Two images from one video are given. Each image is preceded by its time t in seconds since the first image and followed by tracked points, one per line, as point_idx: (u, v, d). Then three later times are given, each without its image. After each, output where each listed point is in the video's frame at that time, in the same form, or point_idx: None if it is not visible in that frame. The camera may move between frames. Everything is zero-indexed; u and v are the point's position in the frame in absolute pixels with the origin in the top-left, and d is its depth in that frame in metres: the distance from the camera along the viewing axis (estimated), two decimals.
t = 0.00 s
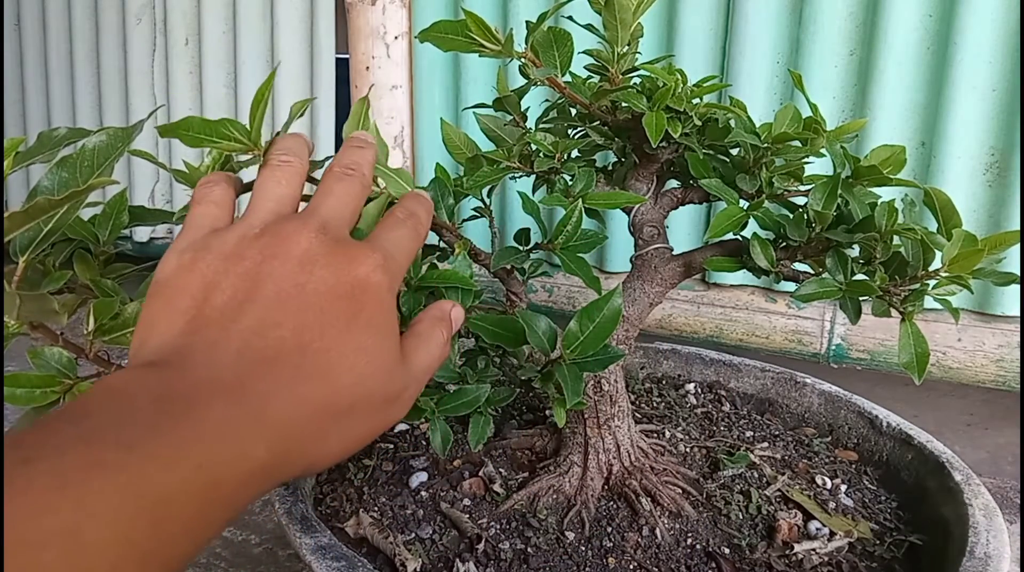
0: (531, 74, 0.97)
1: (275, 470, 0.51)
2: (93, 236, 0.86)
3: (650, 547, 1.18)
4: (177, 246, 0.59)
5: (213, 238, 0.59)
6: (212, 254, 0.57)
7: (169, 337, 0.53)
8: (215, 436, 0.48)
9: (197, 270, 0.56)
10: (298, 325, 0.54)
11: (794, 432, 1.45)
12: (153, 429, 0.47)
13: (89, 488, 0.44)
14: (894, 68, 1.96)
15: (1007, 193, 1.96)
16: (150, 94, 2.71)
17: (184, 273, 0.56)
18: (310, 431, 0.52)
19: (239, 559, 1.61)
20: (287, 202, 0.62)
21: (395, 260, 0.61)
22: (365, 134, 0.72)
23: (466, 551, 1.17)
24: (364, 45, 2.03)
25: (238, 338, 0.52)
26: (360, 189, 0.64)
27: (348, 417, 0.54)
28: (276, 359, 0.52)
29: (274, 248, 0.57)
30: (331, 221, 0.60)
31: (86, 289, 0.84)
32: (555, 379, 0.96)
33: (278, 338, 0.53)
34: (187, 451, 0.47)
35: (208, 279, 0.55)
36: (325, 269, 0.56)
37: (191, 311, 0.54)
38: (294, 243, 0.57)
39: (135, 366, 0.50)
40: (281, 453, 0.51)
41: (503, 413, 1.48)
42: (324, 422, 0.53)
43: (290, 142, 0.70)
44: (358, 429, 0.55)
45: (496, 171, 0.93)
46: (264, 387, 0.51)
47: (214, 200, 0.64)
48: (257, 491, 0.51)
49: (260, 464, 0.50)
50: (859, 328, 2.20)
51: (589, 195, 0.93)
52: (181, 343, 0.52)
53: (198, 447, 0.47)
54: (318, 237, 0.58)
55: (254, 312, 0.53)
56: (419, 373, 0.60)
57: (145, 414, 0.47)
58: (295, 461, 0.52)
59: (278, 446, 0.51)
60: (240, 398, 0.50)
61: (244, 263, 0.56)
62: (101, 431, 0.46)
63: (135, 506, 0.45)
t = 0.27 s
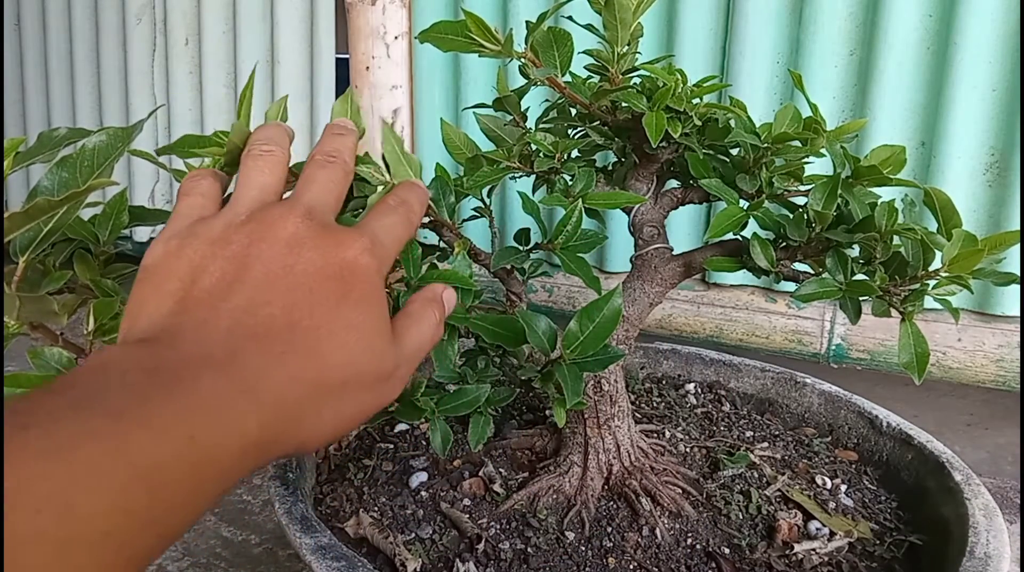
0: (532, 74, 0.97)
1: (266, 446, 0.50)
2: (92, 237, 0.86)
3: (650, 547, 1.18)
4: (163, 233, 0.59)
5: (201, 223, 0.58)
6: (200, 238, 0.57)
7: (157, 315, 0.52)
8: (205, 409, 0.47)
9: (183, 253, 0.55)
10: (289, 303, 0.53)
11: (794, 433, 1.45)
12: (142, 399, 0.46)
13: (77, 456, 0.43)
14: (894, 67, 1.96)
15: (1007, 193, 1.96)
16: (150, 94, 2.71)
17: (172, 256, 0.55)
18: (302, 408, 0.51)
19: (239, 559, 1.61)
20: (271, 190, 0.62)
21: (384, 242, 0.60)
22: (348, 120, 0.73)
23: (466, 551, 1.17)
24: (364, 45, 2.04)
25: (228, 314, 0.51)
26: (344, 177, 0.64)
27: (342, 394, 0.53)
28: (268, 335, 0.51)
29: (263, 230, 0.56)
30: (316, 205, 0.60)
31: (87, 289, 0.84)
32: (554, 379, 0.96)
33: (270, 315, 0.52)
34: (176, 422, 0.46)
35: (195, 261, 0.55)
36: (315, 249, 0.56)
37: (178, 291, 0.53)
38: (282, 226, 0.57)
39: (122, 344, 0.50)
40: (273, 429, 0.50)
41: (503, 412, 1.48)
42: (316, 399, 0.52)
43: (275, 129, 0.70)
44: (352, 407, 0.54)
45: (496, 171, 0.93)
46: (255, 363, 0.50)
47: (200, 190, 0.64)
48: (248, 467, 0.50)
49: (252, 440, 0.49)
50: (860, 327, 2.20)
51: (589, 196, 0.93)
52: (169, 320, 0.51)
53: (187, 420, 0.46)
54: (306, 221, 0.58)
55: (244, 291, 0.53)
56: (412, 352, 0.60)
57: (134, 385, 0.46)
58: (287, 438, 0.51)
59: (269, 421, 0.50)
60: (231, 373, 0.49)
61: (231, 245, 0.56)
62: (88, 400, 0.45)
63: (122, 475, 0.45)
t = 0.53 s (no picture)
0: (531, 74, 0.97)
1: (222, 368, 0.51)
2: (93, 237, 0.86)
3: (650, 548, 1.18)
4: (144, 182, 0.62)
5: (181, 175, 0.61)
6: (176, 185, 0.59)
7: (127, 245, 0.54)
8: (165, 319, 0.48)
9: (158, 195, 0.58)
10: (258, 238, 0.55)
11: (794, 433, 1.45)
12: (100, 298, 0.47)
13: (35, 344, 0.44)
14: (893, 67, 1.96)
15: (1008, 193, 1.96)
16: (150, 94, 2.71)
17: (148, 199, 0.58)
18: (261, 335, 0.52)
19: (239, 558, 1.61)
20: (252, 154, 0.66)
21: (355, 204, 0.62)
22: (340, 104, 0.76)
23: (466, 551, 1.17)
24: (364, 45, 2.04)
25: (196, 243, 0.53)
26: (326, 151, 0.67)
27: (303, 329, 0.54)
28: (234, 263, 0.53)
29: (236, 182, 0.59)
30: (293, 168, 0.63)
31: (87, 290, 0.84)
32: (554, 379, 0.96)
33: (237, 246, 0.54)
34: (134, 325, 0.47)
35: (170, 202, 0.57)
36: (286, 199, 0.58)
37: (148, 225, 0.55)
38: (256, 178, 0.59)
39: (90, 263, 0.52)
40: (230, 351, 0.51)
41: (503, 413, 1.48)
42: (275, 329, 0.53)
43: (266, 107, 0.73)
44: (313, 346, 0.55)
45: (496, 171, 0.93)
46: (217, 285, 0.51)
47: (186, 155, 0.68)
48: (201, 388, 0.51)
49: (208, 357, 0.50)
50: (859, 327, 2.20)
51: (590, 196, 0.93)
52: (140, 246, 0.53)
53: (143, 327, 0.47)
54: (280, 176, 0.61)
55: (215, 226, 0.55)
56: (376, 303, 0.61)
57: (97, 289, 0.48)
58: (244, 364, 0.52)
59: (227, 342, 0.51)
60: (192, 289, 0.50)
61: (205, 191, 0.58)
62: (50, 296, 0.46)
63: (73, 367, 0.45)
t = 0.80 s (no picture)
0: (531, 74, 0.97)
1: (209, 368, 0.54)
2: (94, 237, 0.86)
3: (650, 548, 1.18)
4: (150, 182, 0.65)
5: (182, 179, 0.64)
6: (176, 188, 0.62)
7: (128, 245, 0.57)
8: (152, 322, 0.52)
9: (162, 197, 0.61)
10: (246, 243, 0.58)
11: (794, 433, 1.45)
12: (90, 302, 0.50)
13: (27, 350, 0.48)
14: (893, 66, 1.96)
15: (1008, 192, 1.96)
16: (149, 93, 2.71)
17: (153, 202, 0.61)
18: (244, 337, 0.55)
19: (240, 558, 1.61)
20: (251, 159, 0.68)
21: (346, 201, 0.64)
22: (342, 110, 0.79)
23: (466, 551, 1.17)
24: (364, 45, 2.05)
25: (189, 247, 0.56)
26: (323, 151, 0.69)
27: (285, 331, 0.57)
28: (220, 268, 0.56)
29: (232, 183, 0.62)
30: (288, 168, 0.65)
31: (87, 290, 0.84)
32: (555, 379, 0.96)
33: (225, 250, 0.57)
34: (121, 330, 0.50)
35: (171, 204, 0.60)
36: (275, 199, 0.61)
37: (141, 231, 0.58)
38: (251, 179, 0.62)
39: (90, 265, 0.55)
40: (214, 354, 0.54)
41: (503, 413, 1.48)
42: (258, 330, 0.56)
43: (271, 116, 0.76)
44: (296, 347, 0.58)
45: (496, 171, 0.93)
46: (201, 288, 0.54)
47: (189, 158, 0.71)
48: (191, 388, 0.54)
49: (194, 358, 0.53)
50: (859, 327, 2.20)
51: (591, 196, 0.93)
52: (136, 249, 0.56)
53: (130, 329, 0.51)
54: (274, 178, 0.63)
55: (205, 233, 0.58)
56: (371, 310, 0.63)
57: (89, 293, 0.51)
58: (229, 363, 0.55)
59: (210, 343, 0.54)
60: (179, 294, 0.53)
61: (201, 193, 0.61)
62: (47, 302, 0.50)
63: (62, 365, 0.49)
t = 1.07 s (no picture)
0: (531, 74, 0.97)
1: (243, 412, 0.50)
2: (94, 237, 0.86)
3: (651, 548, 1.18)
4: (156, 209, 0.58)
5: (196, 198, 0.58)
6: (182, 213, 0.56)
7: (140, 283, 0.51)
8: (175, 372, 0.47)
9: (175, 225, 0.55)
10: (268, 273, 0.52)
11: (794, 433, 1.45)
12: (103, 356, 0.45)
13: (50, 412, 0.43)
14: (894, 66, 1.96)
15: (1008, 192, 1.96)
16: (149, 94, 2.71)
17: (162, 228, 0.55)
18: (274, 377, 0.50)
19: (240, 559, 1.61)
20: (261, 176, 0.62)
21: (365, 217, 0.58)
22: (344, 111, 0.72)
23: (466, 551, 1.17)
24: (364, 45, 2.01)
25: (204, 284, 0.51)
26: (332, 160, 0.63)
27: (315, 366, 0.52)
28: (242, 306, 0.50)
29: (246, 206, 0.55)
30: (301, 185, 0.59)
31: (86, 290, 0.84)
32: (554, 379, 0.96)
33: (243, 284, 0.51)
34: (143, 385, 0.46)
35: (183, 235, 0.54)
36: (294, 222, 0.55)
37: (165, 262, 0.52)
38: (265, 201, 0.56)
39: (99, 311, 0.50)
40: (247, 396, 0.50)
41: (503, 413, 1.48)
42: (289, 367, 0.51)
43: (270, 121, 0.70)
44: (331, 384, 0.53)
45: (496, 172, 0.93)
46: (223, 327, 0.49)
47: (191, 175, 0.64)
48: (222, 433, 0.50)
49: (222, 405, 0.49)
50: (859, 327, 2.20)
51: (590, 196, 0.93)
52: (149, 291, 0.50)
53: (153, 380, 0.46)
54: (289, 196, 0.57)
55: (228, 264, 0.52)
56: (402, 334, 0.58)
57: (99, 345, 0.46)
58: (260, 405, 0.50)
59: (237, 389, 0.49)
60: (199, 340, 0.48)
61: (216, 219, 0.55)
62: (56, 359, 0.45)
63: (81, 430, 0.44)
